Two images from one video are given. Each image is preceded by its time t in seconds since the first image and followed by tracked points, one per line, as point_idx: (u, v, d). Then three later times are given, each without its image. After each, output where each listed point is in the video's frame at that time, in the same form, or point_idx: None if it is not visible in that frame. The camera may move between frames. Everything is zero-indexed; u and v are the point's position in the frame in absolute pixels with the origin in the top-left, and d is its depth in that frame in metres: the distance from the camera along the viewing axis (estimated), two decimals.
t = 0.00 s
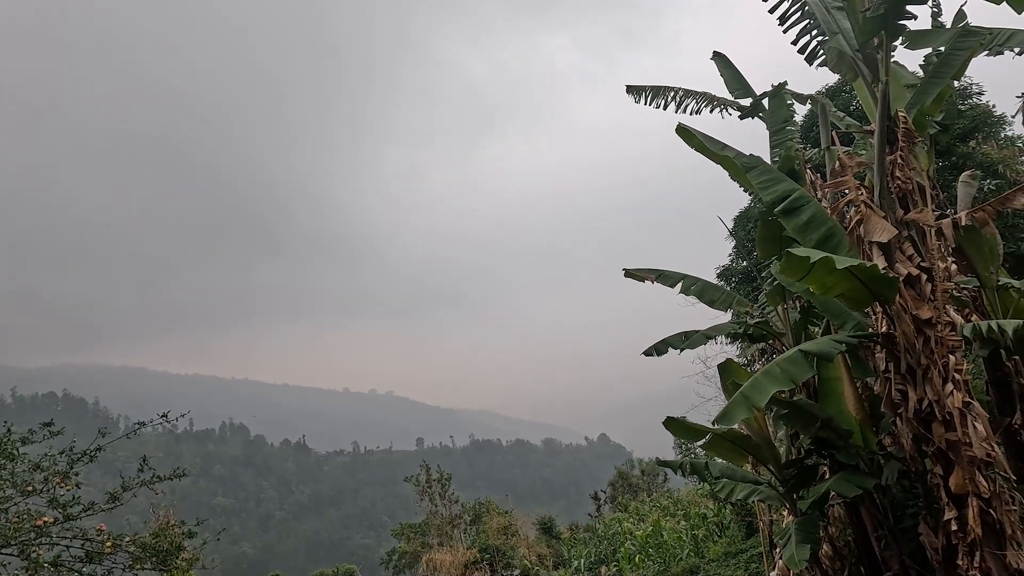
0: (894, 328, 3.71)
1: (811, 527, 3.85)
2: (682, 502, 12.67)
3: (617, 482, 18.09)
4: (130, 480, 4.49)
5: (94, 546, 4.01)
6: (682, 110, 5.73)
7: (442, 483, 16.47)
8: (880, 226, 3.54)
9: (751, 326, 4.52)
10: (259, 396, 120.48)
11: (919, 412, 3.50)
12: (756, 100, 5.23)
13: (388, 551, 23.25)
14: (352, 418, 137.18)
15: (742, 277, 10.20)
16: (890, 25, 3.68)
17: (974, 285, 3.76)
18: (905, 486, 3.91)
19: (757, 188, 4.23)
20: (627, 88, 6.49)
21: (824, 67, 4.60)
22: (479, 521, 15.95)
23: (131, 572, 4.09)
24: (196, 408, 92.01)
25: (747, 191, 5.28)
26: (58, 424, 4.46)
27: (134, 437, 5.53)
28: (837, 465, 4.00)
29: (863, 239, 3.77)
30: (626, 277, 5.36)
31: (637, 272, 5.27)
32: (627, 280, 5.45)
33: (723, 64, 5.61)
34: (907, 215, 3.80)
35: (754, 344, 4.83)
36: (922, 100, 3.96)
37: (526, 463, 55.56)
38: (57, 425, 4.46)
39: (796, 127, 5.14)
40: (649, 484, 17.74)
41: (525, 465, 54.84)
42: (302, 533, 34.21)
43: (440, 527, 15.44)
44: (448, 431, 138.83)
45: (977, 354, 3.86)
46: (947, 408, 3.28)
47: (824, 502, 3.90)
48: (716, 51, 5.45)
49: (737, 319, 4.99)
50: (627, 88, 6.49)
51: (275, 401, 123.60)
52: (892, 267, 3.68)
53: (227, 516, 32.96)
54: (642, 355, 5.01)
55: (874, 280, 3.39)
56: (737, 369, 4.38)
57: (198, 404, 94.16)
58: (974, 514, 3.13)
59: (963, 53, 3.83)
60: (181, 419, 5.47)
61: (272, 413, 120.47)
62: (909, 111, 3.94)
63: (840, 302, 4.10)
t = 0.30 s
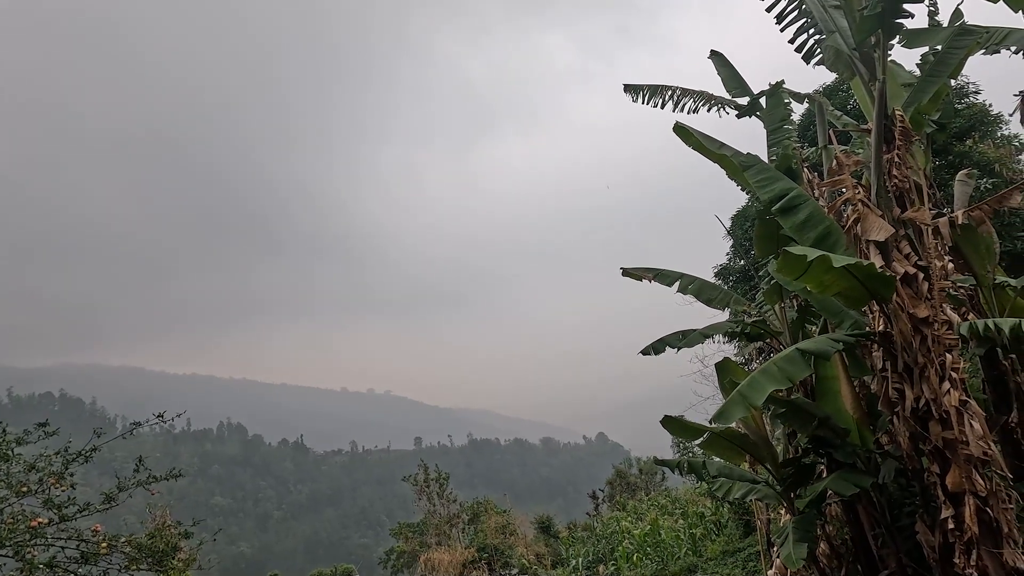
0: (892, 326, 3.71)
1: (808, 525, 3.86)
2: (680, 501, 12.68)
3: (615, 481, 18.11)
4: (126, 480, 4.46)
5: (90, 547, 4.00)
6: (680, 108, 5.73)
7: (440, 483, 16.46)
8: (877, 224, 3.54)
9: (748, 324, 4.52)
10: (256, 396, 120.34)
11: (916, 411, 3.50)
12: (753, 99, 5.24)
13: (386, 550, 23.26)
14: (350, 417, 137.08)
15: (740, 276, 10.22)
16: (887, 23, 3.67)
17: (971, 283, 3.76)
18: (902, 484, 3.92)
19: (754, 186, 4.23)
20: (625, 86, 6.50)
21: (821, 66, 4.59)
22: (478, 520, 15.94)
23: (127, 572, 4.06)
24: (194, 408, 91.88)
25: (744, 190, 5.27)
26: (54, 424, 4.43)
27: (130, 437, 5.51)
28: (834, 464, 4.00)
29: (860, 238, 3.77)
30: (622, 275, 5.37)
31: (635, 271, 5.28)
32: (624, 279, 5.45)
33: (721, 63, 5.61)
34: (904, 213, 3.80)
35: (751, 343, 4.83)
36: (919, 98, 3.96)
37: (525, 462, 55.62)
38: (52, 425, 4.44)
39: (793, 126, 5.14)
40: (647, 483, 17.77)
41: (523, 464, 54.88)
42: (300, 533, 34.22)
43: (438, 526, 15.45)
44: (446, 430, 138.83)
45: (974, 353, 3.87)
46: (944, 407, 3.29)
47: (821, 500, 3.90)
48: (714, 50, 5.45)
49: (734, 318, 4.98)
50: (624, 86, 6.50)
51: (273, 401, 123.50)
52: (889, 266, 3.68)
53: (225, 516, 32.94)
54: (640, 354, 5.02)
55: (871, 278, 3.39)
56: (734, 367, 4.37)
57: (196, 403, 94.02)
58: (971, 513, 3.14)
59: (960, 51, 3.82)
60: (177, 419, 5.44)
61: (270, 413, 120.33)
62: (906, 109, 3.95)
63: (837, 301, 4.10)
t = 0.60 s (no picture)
0: (891, 326, 3.70)
1: (807, 524, 3.86)
2: (679, 500, 12.68)
3: (614, 480, 18.12)
4: (124, 481, 4.45)
5: (88, 547, 3.99)
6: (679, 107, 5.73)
7: (440, 482, 16.45)
8: (876, 223, 3.53)
9: (747, 324, 4.52)
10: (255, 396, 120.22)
11: (915, 410, 3.50)
12: (752, 98, 5.24)
13: (386, 549, 23.27)
14: (349, 417, 137.02)
15: (739, 275, 10.23)
16: (886, 22, 3.67)
17: (970, 282, 3.77)
18: (901, 483, 3.93)
19: (753, 185, 4.23)
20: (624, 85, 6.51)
21: (820, 65, 4.58)
22: (477, 520, 15.94)
23: (125, 573, 4.05)
24: (192, 408, 91.82)
25: (743, 189, 5.27)
26: (52, 424, 4.42)
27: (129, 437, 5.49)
28: (833, 463, 4.00)
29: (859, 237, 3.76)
30: (621, 275, 5.37)
31: (633, 270, 5.29)
32: (623, 278, 5.46)
33: (720, 62, 5.60)
34: (903, 212, 3.79)
35: (751, 342, 4.82)
36: (918, 97, 3.97)
37: (524, 461, 55.63)
38: (50, 425, 4.42)
39: (792, 125, 5.14)
40: (646, 483, 17.77)
41: (523, 464, 54.90)
42: (300, 533, 34.21)
43: (437, 526, 15.47)
44: (445, 430, 138.84)
45: (973, 351, 3.87)
46: (943, 406, 3.29)
47: (820, 500, 3.91)
48: (713, 49, 5.45)
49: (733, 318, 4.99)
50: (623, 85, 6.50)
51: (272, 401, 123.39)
52: (888, 265, 3.68)
53: (224, 516, 32.93)
54: (639, 353, 5.01)
55: (869, 277, 3.38)
56: (733, 367, 4.37)
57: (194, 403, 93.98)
58: (970, 512, 3.15)
59: (959, 50, 3.83)
60: (176, 419, 5.42)
61: (269, 413, 120.31)
62: (905, 108, 3.95)
63: (836, 300, 4.09)
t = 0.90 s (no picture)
0: (892, 325, 3.70)
1: (808, 523, 3.86)
2: (679, 499, 12.68)
3: (615, 479, 18.13)
4: (124, 480, 4.44)
5: (89, 547, 3.98)
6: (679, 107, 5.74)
7: (440, 482, 16.47)
8: (877, 222, 3.53)
9: (748, 323, 4.53)
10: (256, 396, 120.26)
11: (916, 409, 3.50)
12: (753, 97, 5.24)
13: (387, 549, 23.31)
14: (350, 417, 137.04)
15: (739, 274, 10.23)
16: (887, 21, 3.67)
17: (971, 281, 3.77)
18: (901, 482, 3.93)
19: (754, 184, 4.23)
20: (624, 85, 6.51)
21: (820, 63, 4.58)
22: (478, 519, 15.94)
23: (126, 572, 4.05)
24: (193, 408, 91.89)
25: (744, 189, 5.27)
26: (52, 424, 4.41)
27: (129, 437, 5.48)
28: (834, 462, 4.00)
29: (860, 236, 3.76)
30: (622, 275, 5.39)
31: (634, 270, 5.31)
32: (624, 278, 5.48)
33: (720, 61, 5.60)
34: (904, 211, 3.78)
35: (752, 341, 4.82)
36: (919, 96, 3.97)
37: (524, 461, 55.63)
38: (51, 425, 4.42)
39: (793, 124, 5.14)
40: (646, 482, 17.77)
41: (523, 463, 54.88)
42: (300, 533, 34.19)
43: (437, 525, 15.48)
44: (446, 430, 138.85)
45: (974, 350, 3.87)
46: (944, 404, 3.29)
47: (821, 499, 3.92)
48: (714, 48, 5.45)
49: (734, 317, 4.99)
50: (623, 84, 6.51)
51: (272, 400, 123.41)
52: (889, 263, 3.68)
53: (224, 516, 32.95)
54: (639, 353, 5.02)
55: (869, 276, 3.38)
56: (734, 366, 4.37)
57: (195, 403, 94.10)
58: (971, 510, 3.15)
59: (960, 48, 3.83)
60: (177, 418, 5.41)
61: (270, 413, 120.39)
62: (906, 107, 3.95)
63: (837, 300, 4.09)
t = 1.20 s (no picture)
0: (893, 324, 3.70)
1: (810, 522, 3.86)
2: (680, 498, 12.70)
3: (616, 479, 18.16)
4: (126, 480, 4.45)
5: (91, 546, 3.99)
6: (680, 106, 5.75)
7: (441, 481, 16.55)
8: (878, 222, 3.53)
9: (749, 322, 4.54)
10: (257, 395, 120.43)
11: (918, 408, 3.50)
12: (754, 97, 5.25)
13: (388, 548, 23.36)
14: (351, 416, 137.18)
15: (740, 273, 10.25)
16: (888, 20, 3.67)
17: (972, 281, 3.78)
18: (902, 482, 3.94)
19: (755, 184, 4.24)
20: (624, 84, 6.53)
21: (821, 63, 4.58)
22: (479, 518, 15.98)
23: (129, 571, 4.06)
24: (194, 407, 92.03)
25: (745, 188, 5.28)
26: (55, 423, 4.42)
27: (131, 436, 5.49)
28: (835, 462, 4.01)
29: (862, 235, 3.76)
30: (623, 275, 5.42)
31: (635, 269, 5.33)
32: (625, 277, 5.51)
33: (721, 61, 5.61)
34: (905, 211, 3.78)
35: (753, 341, 4.84)
36: (919, 95, 3.98)
37: (524, 460, 55.69)
38: (53, 424, 4.43)
39: (794, 123, 5.15)
40: (647, 481, 17.79)
41: (523, 463, 54.95)
42: (301, 532, 34.24)
43: (439, 524, 15.54)
44: (447, 430, 139.04)
45: (976, 350, 3.88)
46: (946, 404, 3.28)
47: (823, 498, 3.92)
48: (715, 47, 5.45)
49: (735, 317, 5.01)
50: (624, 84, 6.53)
51: (273, 400, 123.58)
52: (890, 263, 3.68)
53: (226, 515, 33.01)
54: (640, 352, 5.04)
55: (871, 276, 3.38)
56: (735, 365, 4.38)
57: (197, 402, 94.30)
58: (973, 511, 3.14)
59: (961, 47, 3.83)
60: (178, 418, 5.41)
61: (271, 412, 120.56)
62: (907, 106, 3.95)
63: (838, 299, 4.09)
